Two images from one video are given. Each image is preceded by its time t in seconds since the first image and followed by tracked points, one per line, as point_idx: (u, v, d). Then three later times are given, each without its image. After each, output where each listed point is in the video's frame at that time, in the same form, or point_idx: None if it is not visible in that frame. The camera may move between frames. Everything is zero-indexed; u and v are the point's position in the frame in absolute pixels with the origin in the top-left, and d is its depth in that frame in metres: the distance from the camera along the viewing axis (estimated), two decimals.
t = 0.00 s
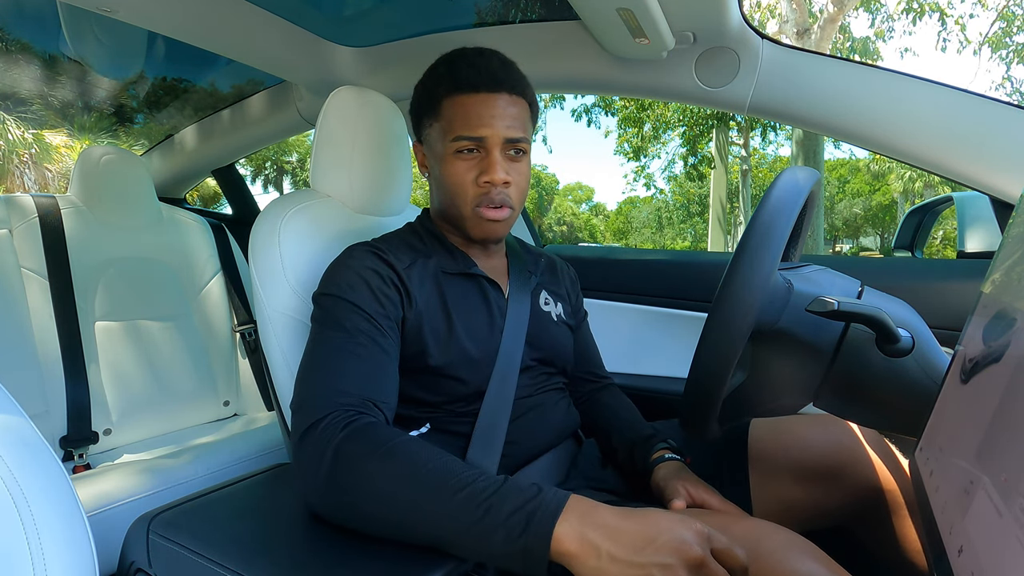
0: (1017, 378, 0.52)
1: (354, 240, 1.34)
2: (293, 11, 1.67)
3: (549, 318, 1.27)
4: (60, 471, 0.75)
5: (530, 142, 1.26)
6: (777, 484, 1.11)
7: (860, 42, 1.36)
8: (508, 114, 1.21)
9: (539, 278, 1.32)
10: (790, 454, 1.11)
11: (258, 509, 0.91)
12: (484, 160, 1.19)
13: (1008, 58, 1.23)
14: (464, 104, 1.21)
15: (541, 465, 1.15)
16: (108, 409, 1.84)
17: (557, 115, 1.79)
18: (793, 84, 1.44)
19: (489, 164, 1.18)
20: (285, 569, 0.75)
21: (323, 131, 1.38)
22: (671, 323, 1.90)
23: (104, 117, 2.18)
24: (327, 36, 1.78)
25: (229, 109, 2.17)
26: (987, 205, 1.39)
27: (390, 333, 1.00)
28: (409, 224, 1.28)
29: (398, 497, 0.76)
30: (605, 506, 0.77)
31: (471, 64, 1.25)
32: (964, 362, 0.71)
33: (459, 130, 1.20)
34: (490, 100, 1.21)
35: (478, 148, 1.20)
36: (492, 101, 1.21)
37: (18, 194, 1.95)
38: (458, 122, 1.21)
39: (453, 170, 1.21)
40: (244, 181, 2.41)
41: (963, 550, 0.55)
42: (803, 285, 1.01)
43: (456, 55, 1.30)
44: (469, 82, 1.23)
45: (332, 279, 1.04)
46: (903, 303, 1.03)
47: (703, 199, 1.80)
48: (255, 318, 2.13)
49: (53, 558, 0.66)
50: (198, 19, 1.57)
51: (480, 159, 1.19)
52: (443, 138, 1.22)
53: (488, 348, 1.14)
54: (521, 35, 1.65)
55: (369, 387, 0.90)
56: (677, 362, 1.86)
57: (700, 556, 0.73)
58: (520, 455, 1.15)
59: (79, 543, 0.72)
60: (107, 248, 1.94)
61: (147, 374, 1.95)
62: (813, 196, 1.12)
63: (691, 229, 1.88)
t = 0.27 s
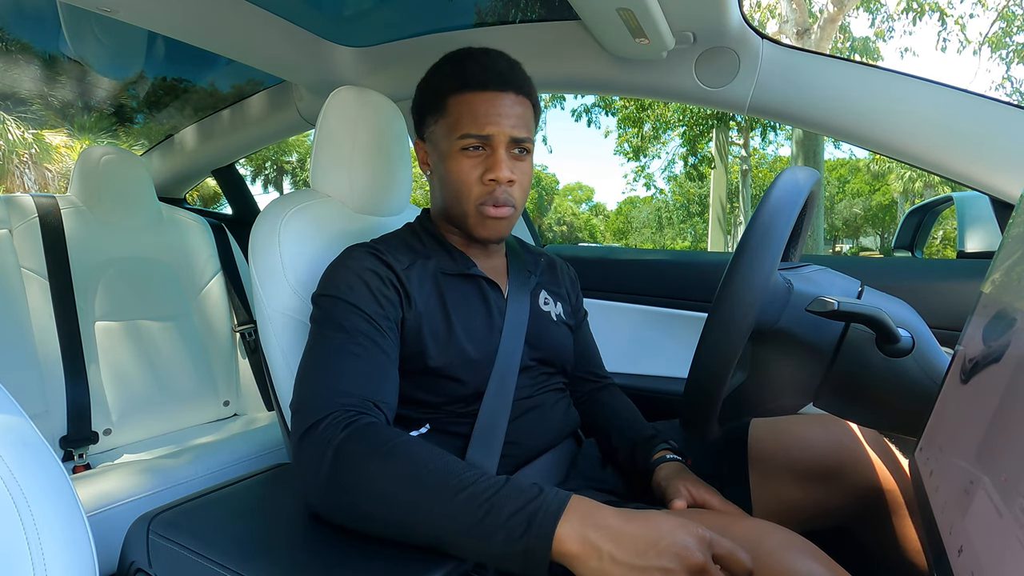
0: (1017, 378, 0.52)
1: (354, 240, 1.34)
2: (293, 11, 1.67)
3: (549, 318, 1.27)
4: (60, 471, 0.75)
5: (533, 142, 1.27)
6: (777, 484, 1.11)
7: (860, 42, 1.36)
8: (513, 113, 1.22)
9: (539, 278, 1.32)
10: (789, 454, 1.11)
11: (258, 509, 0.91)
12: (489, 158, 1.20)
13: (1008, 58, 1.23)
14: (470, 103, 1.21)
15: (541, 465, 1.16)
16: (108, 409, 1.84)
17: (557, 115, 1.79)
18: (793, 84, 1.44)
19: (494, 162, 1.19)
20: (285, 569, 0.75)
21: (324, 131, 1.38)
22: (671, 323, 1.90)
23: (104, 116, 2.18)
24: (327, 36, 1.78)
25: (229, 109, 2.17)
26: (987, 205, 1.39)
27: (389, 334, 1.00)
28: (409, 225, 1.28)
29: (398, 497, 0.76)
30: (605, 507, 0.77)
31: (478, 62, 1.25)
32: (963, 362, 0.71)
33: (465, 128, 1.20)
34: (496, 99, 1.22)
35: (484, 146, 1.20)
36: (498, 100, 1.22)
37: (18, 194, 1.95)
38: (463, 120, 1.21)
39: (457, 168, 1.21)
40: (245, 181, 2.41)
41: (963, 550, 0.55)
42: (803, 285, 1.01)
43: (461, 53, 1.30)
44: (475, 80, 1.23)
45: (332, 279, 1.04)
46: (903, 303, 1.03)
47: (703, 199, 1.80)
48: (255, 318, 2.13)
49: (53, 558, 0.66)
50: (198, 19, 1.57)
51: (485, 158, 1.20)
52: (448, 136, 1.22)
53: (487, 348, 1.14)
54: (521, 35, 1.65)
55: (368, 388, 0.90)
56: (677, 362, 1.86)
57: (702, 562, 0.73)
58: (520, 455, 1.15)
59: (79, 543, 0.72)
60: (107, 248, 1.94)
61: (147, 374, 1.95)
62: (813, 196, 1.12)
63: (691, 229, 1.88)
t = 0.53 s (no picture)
0: (1017, 378, 0.52)
1: (354, 240, 1.34)
2: (294, 11, 1.67)
3: (548, 318, 1.27)
4: (60, 471, 0.75)
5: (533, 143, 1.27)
6: (778, 484, 1.11)
7: (860, 42, 1.36)
8: (513, 113, 1.22)
9: (539, 278, 1.32)
10: (789, 454, 1.11)
11: (259, 509, 0.91)
12: (488, 157, 1.19)
13: (1008, 58, 1.23)
14: (470, 102, 1.21)
15: (541, 465, 1.16)
16: (108, 409, 1.84)
17: (557, 115, 1.79)
18: (793, 84, 1.44)
19: (493, 161, 1.19)
20: (286, 568, 0.75)
21: (324, 131, 1.38)
22: (671, 323, 1.90)
23: (105, 117, 2.18)
24: (327, 36, 1.78)
25: (229, 109, 2.17)
26: (987, 205, 1.39)
27: (388, 334, 1.00)
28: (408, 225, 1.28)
29: (399, 497, 0.76)
30: (604, 508, 0.77)
31: (478, 62, 1.25)
32: (964, 362, 0.71)
33: (464, 127, 1.20)
34: (496, 99, 1.22)
35: (482, 146, 1.20)
36: (498, 99, 1.22)
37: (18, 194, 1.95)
38: (463, 119, 1.21)
39: (455, 166, 1.21)
40: (245, 181, 2.41)
41: (963, 550, 0.55)
42: (803, 285, 1.01)
43: (462, 53, 1.30)
44: (475, 80, 1.23)
45: (332, 279, 1.04)
46: (902, 303, 1.03)
47: (703, 199, 1.80)
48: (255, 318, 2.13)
49: (53, 558, 0.66)
50: (198, 19, 1.57)
51: (484, 157, 1.20)
52: (448, 134, 1.22)
53: (487, 348, 1.14)
54: (521, 35, 1.65)
55: (368, 388, 0.90)
56: (677, 362, 1.86)
57: (703, 563, 0.73)
58: (520, 455, 1.15)
59: (79, 543, 0.72)
60: (107, 248, 1.94)
61: (147, 374, 1.95)
62: (813, 196, 1.12)
63: (691, 229, 1.88)
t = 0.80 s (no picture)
0: (1018, 379, 0.52)
1: (354, 240, 1.34)
2: (294, 11, 1.67)
3: (548, 319, 1.27)
4: (60, 471, 0.74)
5: (534, 149, 1.26)
6: (777, 484, 1.11)
7: (860, 42, 1.36)
8: (513, 119, 1.21)
9: (539, 278, 1.32)
10: (789, 454, 1.11)
11: (258, 509, 0.91)
12: (484, 162, 1.20)
13: (1008, 58, 1.23)
14: (471, 105, 1.21)
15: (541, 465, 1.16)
16: (108, 409, 1.84)
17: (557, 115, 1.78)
18: (794, 84, 1.44)
19: (489, 167, 1.19)
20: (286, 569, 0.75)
21: (323, 131, 1.37)
22: (671, 323, 1.90)
23: (105, 117, 2.18)
24: (326, 36, 1.78)
25: (228, 109, 2.17)
26: (987, 205, 1.40)
27: (388, 334, 1.00)
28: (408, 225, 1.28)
29: (398, 497, 0.76)
30: (604, 508, 0.77)
31: (483, 65, 1.25)
32: (964, 362, 0.71)
33: (462, 131, 1.21)
34: (498, 103, 1.21)
35: (480, 151, 1.20)
36: (500, 105, 1.21)
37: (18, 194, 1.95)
38: (462, 123, 1.21)
39: (451, 169, 1.21)
40: (244, 181, 2.41)
41: (963, 550, 0.55)
42: (803, 285, 1.01)
43: (469, 54, 1.29)
44: (479, 83, 1.23)
45: (331, 279, 1.04)
46: (902, 303, 1.03)
47: (703, 199, 1.80)
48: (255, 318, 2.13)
49: (53, 558, 0.66)
50: (198, 19, 1.57)
51: (481, 162, 1.20)
52: (446, 137, 1.23)
53: (487, 348, 1.14)
54: (521, 35, 1.65)
55: (369, 389, 0.90)
56: (677, 362, 1.87)
57: (702, 563, 0.73)
58: (519, 455, 1.15)
59: (78, 543, 0.72)
60: (107, 248, 1.94)
61: (147, 374, 1.95)
62: (813, 196, 1.12)
63: (691, 229, 1.88)
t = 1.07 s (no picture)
0: (1018, 378, 0.52)
1: (354, 241, 1.34)
2: (294, 11, 1.67)
3: (548, 319, 1.27)
4: (60, 471, 0.74)
5: (536, 150, 1.26)
6: (778, 484, 1.11)
7: (860, 42, 1.36)
8: (514, 120, 1.21)
9: (538, 278, 1.32)
10: (789, 453, 1.11)
11: (258, 509, 0.91)
12: (485, 163, 1.20)
13: (1008, 58, 1.23)
14: (472, 107, 1.21)
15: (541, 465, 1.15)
16: (108, 409, 1.84)
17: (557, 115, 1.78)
18: (793, 84, 1.44)
19: (490, 168, 1.19)
20: (285, 569, 0.75)
21: (323, 131, 1.37)
22: (671, 323, 1.90)
23: (104, 117, 2.18)
24: (326, 36, 1.78)
25: (228, 109, 2.17)
26: (987, 205, 1.40)
27: (388, 334, 1.00)
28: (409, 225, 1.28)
29: (398, 498, 0.76)
30: (604, 508, 0.77)
31: (484, 66, 1.25)
32: (964, 362, 0.71)
33: (463, 131, 1.21)
34: (499, 104, 1.21)
35: (481, 151, 1.20)
36: (501, 105, 1.21)
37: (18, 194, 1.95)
38: (463, 124, 1.21)
39: (452, 170, 1.21)
40: (244, 181, 2.41)
41: (963, 550, 0.55)
42: (803, 285, 1.01)
43: (470, 55, 1.29)
44: (479, 84, 1.23)
45: (331, 279, 1.04)
46: (902, 303, 1.03)
47: (703, 199, 1.80)
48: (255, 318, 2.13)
49: (53, 558, 0.66)
50: (198, 19, 1.57)
51: (481, 163, 1.20)
52: (448, 138, 1.23)
53: (488, 348, 1.14)
54: (521, 35, 1.65)
55: (369, 389, 0.90)
56: (676, 362, 1.87)
57: (703, 563, 0.73)
58: (519, 455, 1.15)
59: (78, 543, 0.72)
60: (107, 248, 1.94)
61: (147, 374, 1.95)
62: (813, 196, 1.12)
63: (691, 229, 1.88)
